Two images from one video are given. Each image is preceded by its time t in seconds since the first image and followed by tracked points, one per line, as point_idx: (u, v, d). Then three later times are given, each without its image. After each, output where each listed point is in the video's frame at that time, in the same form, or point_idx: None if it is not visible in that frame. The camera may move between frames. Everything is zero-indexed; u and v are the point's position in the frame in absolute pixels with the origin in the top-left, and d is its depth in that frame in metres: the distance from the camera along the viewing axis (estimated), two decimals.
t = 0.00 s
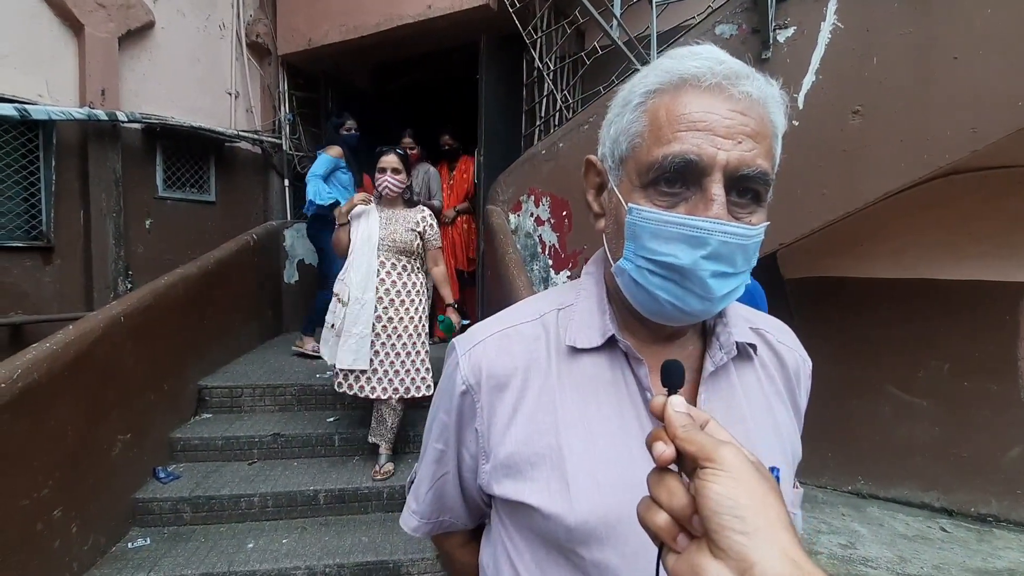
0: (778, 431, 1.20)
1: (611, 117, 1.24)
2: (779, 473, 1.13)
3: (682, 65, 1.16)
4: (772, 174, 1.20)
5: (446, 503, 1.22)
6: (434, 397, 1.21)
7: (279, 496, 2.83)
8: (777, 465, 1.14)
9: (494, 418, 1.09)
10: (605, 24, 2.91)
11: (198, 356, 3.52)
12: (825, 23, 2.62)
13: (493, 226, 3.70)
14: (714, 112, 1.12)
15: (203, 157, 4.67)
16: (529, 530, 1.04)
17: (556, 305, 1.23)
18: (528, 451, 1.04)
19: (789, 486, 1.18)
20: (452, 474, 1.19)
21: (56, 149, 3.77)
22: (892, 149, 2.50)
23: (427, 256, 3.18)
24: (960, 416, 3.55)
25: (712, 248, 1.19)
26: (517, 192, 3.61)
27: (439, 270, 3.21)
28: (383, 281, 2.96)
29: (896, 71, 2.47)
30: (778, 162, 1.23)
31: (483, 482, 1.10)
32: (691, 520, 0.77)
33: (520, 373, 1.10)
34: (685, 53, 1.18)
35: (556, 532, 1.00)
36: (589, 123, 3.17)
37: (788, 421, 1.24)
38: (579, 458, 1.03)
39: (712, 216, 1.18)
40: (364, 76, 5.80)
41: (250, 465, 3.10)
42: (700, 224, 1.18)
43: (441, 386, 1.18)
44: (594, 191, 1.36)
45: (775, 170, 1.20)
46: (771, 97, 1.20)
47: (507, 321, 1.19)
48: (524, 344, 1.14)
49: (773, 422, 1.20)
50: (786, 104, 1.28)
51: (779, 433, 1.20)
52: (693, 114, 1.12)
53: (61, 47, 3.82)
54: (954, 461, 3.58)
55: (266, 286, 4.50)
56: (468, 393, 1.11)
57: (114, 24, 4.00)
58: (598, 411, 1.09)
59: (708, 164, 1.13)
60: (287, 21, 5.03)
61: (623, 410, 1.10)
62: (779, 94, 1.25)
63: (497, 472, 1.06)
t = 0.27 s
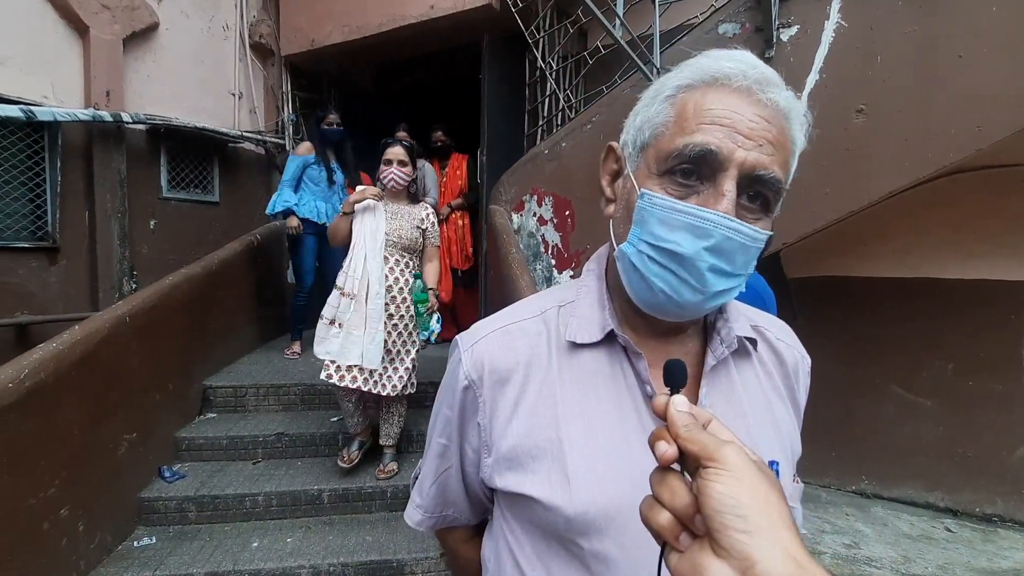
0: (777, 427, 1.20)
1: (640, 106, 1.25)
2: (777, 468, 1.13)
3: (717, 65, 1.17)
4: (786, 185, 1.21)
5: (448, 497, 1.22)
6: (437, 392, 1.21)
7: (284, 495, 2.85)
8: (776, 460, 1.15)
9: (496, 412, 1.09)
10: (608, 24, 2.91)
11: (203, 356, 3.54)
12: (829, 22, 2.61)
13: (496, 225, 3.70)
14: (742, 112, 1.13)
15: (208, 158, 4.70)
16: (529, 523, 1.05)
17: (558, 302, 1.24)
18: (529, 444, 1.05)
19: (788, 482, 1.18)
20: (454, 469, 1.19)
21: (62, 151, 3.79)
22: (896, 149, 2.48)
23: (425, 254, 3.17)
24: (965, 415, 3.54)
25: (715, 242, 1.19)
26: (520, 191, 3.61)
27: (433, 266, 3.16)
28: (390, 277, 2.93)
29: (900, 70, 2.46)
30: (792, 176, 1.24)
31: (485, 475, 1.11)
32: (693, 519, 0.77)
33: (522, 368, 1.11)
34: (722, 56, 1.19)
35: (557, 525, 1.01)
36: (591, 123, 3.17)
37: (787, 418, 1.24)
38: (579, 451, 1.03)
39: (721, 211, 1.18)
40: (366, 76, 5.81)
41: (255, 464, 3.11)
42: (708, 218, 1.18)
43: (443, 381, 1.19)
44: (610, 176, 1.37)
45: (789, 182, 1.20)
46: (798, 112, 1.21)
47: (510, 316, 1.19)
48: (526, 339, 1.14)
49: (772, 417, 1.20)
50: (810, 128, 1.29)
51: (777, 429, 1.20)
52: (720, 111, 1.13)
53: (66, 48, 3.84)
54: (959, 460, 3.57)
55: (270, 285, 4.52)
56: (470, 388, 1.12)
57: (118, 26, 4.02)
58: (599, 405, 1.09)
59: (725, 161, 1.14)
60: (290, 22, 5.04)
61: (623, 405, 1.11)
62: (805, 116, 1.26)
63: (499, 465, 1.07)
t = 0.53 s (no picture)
0: (772, 429, 1.20)
1: (635, 112, 1.24)
2: (773, 468, 1.13)
3: (713, 72, 1.16)
4: (780, 190, 1.21)
5: (446, 496, 1.23)
6: (435, 391, 1.22)
7: (284, 495, 2.85)
8: (772, 460, 1.15)
9: (494, 411, 1.09)
10: (608, 24, 2.91)
11: (204, 357, 3.54)
12: (830, 21, 2.61)
13: (496, 226, 3.70)
14: (736, 121, 1.13)
15: (208, 159, 4.72)
16: (526, 521, 1.05)
17: (556, 303, 1.24)
18: (527, 443, 1.05)
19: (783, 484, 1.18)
20: (452, 467, 1.19)
21: (63, 152, 3.80)
22: (896, 148, 2.48)
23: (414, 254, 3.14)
24: (966, 415, 3.53)
25: (711, 251, 1.20)
26: (520, 191, 3.60)
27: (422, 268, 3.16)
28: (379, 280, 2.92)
29: (900, 69, 2.46)
30: (785, 181, 1.24)
31: (483, 474, 1.11)
32: (695, 522, 0.77)
33: (520, 368, 1.11)
34: (718, 62, 1.18)
35: (553, 522, 1.01)
36: (591, 123, 3.17)
37: (783, 419, 1.24)
38: (576, 450, 1.04)
39: (716, 220, 1.19)
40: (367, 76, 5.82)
41: (256, 464, 3.12)
42: (704, 227, 1.19)
43: (442, 380, 1.19)
44: (607, 181, 1.37)
45: (784, 188, 1.21)
46: (793, 117, 1.21)
47: (508, 316, 1.19)
48: (524, 339, 1.15)
49: (767, 419, 1.21)
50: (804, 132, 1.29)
51: (773, 431, 1.20)
52: (715, 120, 1.13)
53: (67, 49, 3.84)
54: (960, 460, 3.56)
55: (270, 285, 4.53)
56: (468, 387, 1.12)
57: (119, 27, 4.02)
58: (596, 404, 1.10)
59: (721, 170, 1.14)
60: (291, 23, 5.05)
61: (620, 404, 1.11)
62: (800, 120, 1.26)
63: (496, 464, 1.07)
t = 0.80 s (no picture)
0: (771, 426, 1.21)
1: (612, 125, 1.25)
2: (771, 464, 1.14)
3: (681, 77, 1.17)
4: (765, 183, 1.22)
5: (452, 496, 1.23)
6: (439, 394, 1.22)
7: (286, 497, 2.86)
8: (770, 457, 1.16)
9: (498, 412, 1.10)
10: (608, 26, 2.92)
11: (206, 358, 3.55)
12: (828, 23, 2.62)
13: (497, 227, 3.71)
14: (709, 123, 1.13)
15: (210, 162, 4.74)
16: (530, 522, 1.06)
17: (556, 306, 1.25)
18: (530, 443, 1.06)
19: (782, 481, 1.19)
20: (457, 468, 1.20)
21: (65, 154, 3.81)
22: (895, 149, 2.49)
23: (404, 254, 3.10)
24: (966, 415, 3.54)
25: (705, 251, 1.21)
26: (521, 192, 3.61)
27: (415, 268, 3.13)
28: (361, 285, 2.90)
29: (899, 70, 2.47)
30: (769, 172, 1.24)
31: (487, 475, 1.12)
32: (692, 523, 0.78)
33: (522, 370, 1.12)
34: (683, 67, 1.19)
35: (557, 522, 1.02)
36: (591, 124, 3.18)
37: (781, 417, 1.24)
38: (579, 450, 1.05)
39: (705, 221, 1.20)
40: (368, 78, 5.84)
41: (258, 466, 3.13)
42: (694, 229, 1.20)
43: (445, 383, 1.20)
44: (595, 192, 1.38)
45: (767, 179, 1.21)
46: (766, 110, 1.21)
47: (509, 319, 1.20)
48: (526, 341, 1.15)
49: (765, 417, 1.21)
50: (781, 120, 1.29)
51: (771, 428, 1.21)
52: (690, 124, 1.13)
53: (69, 52, 3.85)
54: (960, 460, 3.57)
55: (272, 287, 4.54)
56: (472, 390, 1.13)
57: (120, 30, 4.04)
58: (597, 405, 1.10)
59: (703, 173, 1.15)
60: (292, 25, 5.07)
61: (620, 404, 1.12)
62: (774, 110, 1.26)
63: (500, 465, 1.08)
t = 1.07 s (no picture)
0: (788, 415, 1.22)
1: (627, 129, 1.27)
2: (787, 450, 1.16)
3: (692, 81, 1.19)
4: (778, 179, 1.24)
5: (482, 482, 1.27)
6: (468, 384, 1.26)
7: (310, 491, 2.91)
8: (787, 444, 1.18)
9: (526, 401, 1.14)
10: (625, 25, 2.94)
11: (229, 356, 3.63)
12: (847, 19, 2.62)
13: (513, 225, 3.72)
14: (723, 124, 1.15)
15: (230, 163, 4.83)
16: (558, 506, 1.09)
17: (578, 300, 1.27)
18: (557, 429, 1.09)
19: (802, 469, 1.20)
20: (487, 455, 1.23)
21: (92, 157, 3.91)
22: (915, 144, 2.48)
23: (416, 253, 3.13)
24: (986, 413, 3.51)
25: (723, 246, 1.23)
26: (537, 191, 3.64)
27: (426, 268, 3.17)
28: (373, 284, 2.87)
29: (919, 65, 2.46)
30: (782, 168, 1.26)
31: (516, 460, 1.15)
32: (668, 484, 0.80)
33: (548, 361, 1.15)
34: (694, 72, 1.21)
35: (586, 505, 1.05)
36: (607, 123, 3.20)
37: (798, 406, 1.26)
38: (604, 436, 1.08)
39: (721, 218, 1.22)
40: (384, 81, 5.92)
41: (281, 460, 3.19)
42: (711, 224, 1.22)
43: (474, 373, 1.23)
44: (613, 193, 1.39)
45: (781, 174, 1.23)
46: (776, 109, 1.22)
47: (534, 313, 1.23)
48: (552, 333, 1.19)
49: (782, 406, 1.23)
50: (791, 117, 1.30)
51: (789, 417, 1.22)
52: (703, 126, 1.15)
53: (96, 58, 3.96)
54: (980, 458, 3.54)
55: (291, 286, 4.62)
56: (501, 380, 1.16)
57: (144, 35, 4.13)
58: (620, 394, 1.13)
59: (718, 173, 1.17)
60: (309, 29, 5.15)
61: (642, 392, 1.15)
62: (785, 107, 1.27)
63: (529, 451, 1.11)
